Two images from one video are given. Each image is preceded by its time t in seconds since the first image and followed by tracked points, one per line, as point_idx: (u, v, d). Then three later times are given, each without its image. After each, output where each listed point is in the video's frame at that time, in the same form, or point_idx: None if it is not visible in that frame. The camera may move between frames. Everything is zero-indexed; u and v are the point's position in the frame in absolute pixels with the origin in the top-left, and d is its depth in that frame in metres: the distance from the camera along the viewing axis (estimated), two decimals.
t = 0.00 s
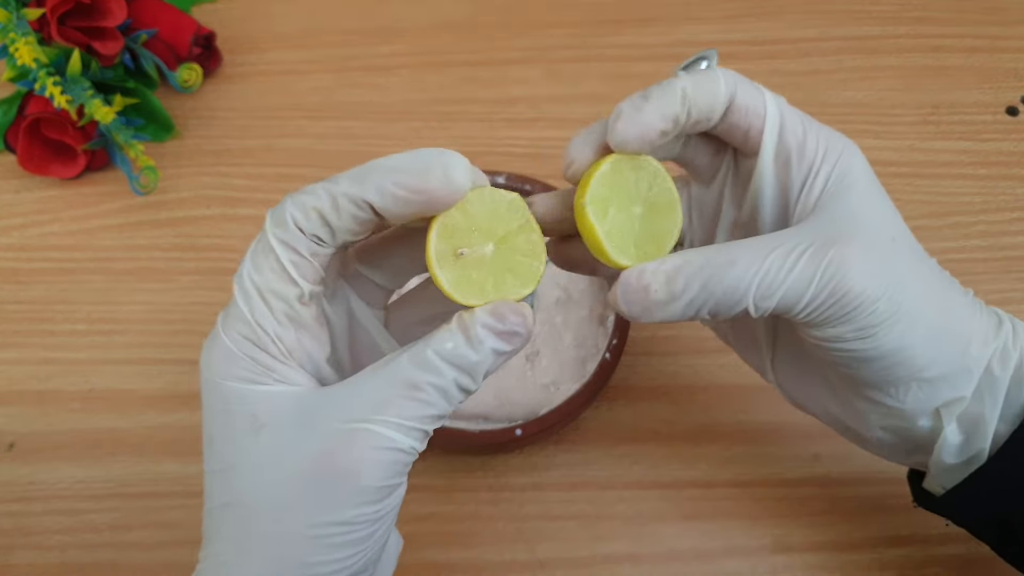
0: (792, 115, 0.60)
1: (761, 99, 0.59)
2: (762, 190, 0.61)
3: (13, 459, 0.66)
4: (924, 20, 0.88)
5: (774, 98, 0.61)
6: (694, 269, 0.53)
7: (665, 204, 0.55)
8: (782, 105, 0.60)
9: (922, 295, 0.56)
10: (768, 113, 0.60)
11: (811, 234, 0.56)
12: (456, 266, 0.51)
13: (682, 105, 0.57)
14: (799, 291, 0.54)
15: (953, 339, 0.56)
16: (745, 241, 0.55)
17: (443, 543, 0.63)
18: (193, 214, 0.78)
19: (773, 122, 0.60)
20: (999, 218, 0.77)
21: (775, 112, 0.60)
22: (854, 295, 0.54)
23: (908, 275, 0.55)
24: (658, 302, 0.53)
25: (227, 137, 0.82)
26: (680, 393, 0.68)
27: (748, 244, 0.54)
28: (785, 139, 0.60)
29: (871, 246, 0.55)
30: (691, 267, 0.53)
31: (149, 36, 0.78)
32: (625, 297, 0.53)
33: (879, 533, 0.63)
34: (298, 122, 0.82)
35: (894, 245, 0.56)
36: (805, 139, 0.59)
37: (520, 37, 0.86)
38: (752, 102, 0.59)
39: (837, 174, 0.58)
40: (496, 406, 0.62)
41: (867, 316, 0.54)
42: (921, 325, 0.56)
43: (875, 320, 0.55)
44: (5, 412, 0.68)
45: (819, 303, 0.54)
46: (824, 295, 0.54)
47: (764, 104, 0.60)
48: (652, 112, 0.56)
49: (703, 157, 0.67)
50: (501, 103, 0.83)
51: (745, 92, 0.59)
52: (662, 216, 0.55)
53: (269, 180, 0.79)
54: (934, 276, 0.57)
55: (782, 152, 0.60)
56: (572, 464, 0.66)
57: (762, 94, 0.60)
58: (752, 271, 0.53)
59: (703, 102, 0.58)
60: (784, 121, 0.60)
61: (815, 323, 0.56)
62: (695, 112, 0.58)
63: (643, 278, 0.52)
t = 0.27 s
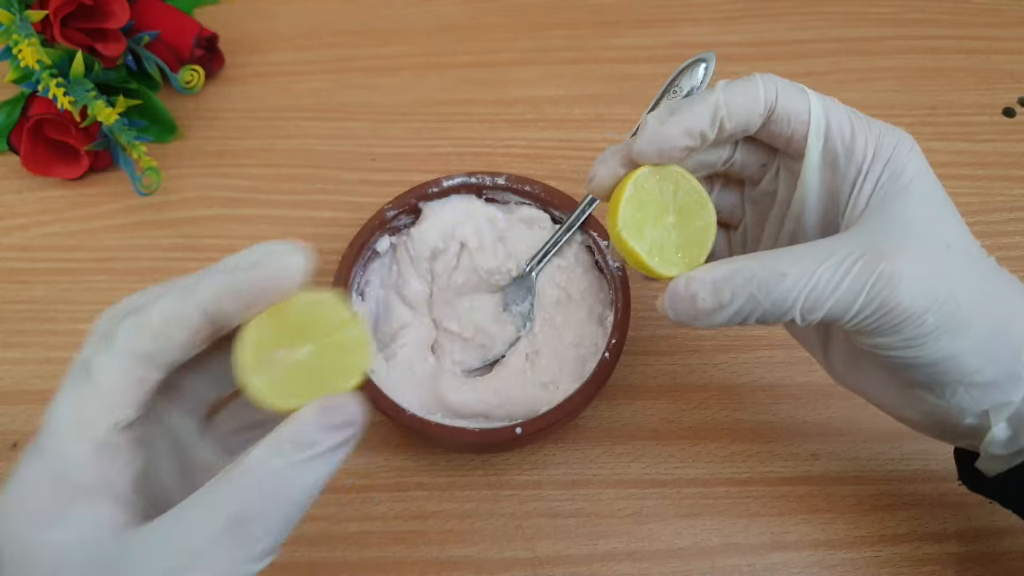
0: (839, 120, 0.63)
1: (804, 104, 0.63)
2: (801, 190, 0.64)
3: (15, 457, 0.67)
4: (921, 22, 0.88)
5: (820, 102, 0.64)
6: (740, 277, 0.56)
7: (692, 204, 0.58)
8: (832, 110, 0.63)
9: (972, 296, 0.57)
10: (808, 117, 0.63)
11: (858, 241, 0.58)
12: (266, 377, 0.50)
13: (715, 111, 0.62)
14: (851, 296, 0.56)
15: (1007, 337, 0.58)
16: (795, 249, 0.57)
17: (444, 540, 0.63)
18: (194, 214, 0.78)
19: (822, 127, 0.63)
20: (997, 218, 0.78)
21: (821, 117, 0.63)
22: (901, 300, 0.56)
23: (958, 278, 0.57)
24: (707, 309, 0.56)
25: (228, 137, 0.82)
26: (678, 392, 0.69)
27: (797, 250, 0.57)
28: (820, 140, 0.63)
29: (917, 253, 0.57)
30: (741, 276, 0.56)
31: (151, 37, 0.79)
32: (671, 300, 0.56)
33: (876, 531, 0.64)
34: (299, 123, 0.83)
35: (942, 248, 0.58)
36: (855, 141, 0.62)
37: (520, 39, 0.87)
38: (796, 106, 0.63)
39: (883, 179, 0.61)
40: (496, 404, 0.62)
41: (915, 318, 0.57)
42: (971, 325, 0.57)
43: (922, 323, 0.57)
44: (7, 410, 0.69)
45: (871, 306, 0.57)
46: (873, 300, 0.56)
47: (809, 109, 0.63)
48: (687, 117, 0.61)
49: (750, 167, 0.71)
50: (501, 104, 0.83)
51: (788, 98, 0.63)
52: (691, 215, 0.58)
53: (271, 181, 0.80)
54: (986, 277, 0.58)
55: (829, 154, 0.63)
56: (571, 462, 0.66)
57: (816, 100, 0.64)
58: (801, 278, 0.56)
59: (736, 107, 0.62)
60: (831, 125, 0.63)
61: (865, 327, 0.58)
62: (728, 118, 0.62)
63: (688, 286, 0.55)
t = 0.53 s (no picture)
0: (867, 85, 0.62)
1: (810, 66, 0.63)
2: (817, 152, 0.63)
3: (15, 457, 0.67)
4: (921, 22, 0.88)
5: (831, 67, 0.63)
6: (778, 228, 0.55)
7: (713, 147, 0.56)
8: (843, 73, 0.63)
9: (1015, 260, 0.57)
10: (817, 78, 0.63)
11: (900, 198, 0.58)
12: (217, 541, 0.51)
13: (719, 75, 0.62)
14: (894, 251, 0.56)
15: None
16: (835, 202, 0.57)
17: (444, 540, 0.63)
18: (194, 214, 0.78)
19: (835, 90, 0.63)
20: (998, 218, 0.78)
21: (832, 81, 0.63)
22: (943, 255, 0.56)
23: (1000, 244, 0.57)
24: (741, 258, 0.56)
25: (228, 137, 0.82)
26: (679, 392, 0.69)
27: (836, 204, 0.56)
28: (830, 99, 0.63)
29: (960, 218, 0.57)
30: (779, 225, 0.55)
31: (151, 37, 0.79)
32: (701, 249, 0.56)
33: (876, 531, 0.64)
34: (299, 123, 0.83)
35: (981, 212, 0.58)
36: (871, 106, 0.62)
37: (520, 38, 0.87)
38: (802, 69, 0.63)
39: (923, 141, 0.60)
40: (496, 405, 0.62)
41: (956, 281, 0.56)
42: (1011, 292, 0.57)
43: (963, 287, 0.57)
44: (7, 411, 0.69)
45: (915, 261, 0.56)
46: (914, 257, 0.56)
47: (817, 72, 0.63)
48: (693, 80, 0.61)
49: (756, 124, 0.72)
50: (502, 104, 0.83)
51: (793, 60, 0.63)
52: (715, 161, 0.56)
53: (271, 181, 0.80)
54: None
55: (844, 116, 0.63)
56: (572, 462, 0.66)
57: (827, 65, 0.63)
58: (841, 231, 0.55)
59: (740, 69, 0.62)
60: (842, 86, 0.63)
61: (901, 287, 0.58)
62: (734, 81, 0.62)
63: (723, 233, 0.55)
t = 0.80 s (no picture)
0: (834, 74, 0.66)
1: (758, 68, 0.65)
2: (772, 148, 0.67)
3: (16, 457, 0.67)
4: (921, 22, 0.88)
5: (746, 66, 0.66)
6: (759, 161, 0.57)
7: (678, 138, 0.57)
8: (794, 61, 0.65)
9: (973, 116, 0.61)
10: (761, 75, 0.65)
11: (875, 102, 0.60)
12: None
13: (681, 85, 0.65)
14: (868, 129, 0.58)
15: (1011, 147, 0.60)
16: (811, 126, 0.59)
17: (444, 540, 0.63)
18: (194, 214, 0.78)
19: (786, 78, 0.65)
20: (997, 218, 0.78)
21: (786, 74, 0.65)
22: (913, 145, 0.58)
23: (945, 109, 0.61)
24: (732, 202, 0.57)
25: (229, 137, 0.82)
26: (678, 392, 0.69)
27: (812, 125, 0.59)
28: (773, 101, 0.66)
29: (939, 155, 0.59)
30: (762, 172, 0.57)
31: (152, 37, 0.79)
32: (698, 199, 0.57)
33: (875, 530, 0.64)
34: (299, 123, 0.83)
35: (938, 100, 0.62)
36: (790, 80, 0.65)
37: (520, 39, 0.87)
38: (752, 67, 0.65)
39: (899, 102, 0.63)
40: (496, 405, 0.62)
41: (926, 139, 0.59)
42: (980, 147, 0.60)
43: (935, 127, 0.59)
44: (8, 411, 0.69)
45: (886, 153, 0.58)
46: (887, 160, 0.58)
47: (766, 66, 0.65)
48: (659, 90, 0.65)
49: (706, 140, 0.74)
50: (501, 104, 0.84)
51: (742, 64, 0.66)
52: (681, 173, 0.57)
53: (271, 181, 0.80)
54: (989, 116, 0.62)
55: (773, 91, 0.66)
56: (572, 461, 0.66)
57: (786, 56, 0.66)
58: (822, 140, 0.57)
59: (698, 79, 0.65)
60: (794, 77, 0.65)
61: (878, 180, 0.60)
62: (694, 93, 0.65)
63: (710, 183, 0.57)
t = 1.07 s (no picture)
0: None
1: None
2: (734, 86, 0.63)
3: (16, 457, 0.67)
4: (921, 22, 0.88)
5: None
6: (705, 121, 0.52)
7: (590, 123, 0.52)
8: None
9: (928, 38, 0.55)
10: None
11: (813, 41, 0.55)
12: None
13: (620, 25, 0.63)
14: (811, 73, 0.53)
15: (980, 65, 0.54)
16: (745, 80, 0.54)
17: (444, 540, 0.63)
18: (194, 214, 0.78)
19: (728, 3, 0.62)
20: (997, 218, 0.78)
21: None
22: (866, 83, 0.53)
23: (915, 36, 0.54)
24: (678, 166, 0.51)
25: (229, 137, 0.82)
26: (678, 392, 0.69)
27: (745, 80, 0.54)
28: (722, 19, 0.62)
29: (905, 95, 0.54)
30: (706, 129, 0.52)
31: (152, 37, 0.79)
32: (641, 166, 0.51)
33: (875, 530, 0.64)
34: (299, 123, 0.83)
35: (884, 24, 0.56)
36: None
37: (520, 39, 0.87)
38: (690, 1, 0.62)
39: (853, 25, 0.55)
40: (496, 405, 0.62)
41: (884, 76, 0.53)
42: (941, 72, 0.54)
43: (891, 57, 0.53)
44: (8, 411, 0.69)
45: (836, 93, 0.53)
46: (839, 103, 0.53)
47: None
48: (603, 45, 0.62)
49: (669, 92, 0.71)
50: (501, 104, 0.84)
51: None
52: (608, 146, 0.52)
53: (271, 181, 0.80)
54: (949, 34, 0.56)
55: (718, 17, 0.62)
56: (572, 462, 0.66)
57: None
58: (766, 94, 0.52)
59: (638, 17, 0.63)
60: None
61: (839, 132, 0.55)
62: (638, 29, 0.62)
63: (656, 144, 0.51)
